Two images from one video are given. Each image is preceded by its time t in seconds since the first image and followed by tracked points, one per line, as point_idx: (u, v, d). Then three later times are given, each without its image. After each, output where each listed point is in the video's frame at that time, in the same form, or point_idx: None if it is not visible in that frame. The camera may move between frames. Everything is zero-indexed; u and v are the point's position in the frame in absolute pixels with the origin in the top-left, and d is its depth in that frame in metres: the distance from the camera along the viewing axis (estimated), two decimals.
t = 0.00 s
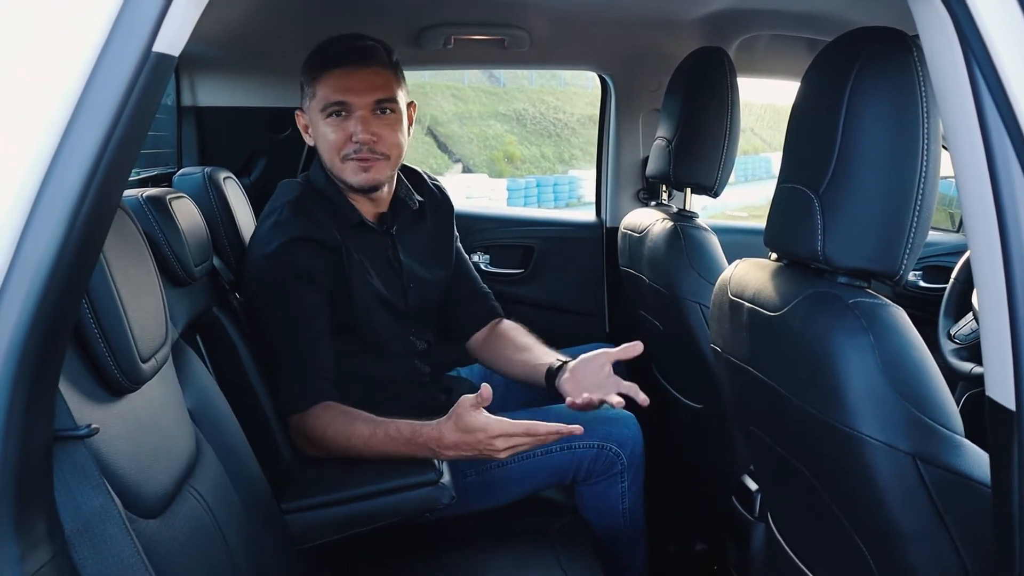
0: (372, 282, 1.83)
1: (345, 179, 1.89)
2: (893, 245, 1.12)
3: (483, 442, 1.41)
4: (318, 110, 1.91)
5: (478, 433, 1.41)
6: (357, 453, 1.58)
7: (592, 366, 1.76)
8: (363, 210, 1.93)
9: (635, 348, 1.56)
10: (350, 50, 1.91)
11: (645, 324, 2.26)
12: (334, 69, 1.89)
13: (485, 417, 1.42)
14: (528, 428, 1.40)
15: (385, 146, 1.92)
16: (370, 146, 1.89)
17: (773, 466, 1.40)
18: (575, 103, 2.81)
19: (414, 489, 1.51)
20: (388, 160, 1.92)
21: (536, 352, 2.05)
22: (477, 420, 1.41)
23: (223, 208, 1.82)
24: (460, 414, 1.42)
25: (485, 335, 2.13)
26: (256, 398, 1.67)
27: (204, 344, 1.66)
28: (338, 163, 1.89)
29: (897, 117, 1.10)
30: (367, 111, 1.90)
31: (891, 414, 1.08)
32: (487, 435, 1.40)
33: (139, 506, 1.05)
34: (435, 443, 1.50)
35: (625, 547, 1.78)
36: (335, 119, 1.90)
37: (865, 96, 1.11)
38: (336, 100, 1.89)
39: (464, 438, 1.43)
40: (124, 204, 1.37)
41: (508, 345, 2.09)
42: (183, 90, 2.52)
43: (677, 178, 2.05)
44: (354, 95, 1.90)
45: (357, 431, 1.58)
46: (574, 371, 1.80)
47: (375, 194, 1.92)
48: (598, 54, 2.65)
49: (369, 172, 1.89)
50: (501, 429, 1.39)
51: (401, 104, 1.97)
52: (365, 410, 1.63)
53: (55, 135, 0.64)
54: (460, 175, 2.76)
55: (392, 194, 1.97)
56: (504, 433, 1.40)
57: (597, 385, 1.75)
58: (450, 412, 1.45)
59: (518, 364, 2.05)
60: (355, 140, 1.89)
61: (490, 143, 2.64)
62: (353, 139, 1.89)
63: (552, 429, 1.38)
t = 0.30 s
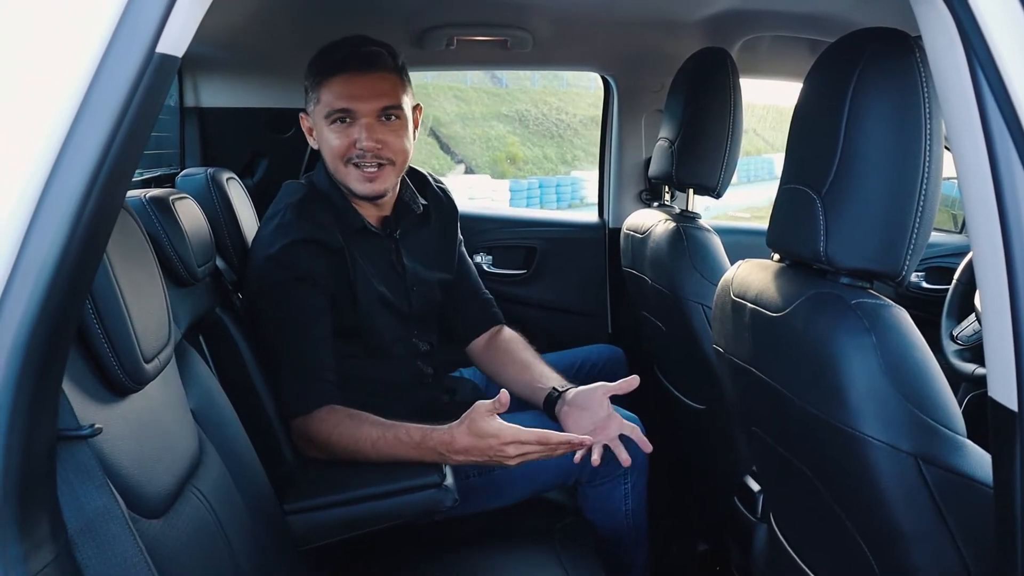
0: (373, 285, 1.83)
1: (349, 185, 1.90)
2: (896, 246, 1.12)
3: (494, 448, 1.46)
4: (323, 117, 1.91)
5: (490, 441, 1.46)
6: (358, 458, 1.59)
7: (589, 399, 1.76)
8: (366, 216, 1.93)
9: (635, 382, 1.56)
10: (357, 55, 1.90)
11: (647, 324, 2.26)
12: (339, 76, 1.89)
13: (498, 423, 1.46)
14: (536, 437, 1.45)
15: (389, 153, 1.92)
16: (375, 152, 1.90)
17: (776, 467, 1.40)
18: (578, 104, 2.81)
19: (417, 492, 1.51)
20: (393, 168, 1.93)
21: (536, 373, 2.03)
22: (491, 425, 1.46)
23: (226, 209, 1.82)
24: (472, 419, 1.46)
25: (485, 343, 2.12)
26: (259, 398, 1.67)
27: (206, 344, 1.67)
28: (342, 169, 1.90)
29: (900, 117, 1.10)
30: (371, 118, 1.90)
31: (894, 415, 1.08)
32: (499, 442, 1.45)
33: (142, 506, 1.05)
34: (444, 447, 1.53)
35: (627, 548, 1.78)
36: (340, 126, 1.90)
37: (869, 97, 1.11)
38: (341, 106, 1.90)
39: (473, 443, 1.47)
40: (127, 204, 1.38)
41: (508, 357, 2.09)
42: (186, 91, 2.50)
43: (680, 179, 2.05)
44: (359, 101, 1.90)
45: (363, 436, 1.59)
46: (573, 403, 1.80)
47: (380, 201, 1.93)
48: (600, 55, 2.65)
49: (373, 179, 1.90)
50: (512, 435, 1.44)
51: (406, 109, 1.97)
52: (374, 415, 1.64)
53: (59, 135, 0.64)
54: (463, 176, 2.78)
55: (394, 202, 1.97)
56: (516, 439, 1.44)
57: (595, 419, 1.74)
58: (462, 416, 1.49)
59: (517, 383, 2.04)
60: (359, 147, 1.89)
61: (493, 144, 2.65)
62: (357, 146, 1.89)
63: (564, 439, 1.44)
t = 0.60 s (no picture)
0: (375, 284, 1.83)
1: (349, 187, 1.90)
2: (897, 246, 1.12)
3: (515, 432, 1.51)
4: (321, 119, 1.91)
5: (514, 421, 1.51)
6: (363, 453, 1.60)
7: (582, 404, 1.77)
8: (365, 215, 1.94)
9: (623, 380, 1.57)
10: (354, 57, 1.91)
11: (649, 325, 2.26)
12: (337, 77, 1.89)
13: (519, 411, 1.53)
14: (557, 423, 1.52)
15: (388, 153, 1.92)
16: (374, 153, 1.91)
17: (778, 467, 1.40)
18: (581, 104, 2.81)
19: (419, 492, 1.51)
20: (392, 167, 1.93)
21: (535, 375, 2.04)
22: (518, 407, 1.52)
23: (228, 208, 1.83)
24: (498, 402, 1.53)
25: (483, 342, 2.12)
26: (261, 399, 1.68)
27: (209, 345, 1.67)
28: (342, 171, 1.90)
29: (901, 117, 1.10)
30: (370, 119, 1.91)
31: (895, 414, 1.08)
32: (524, 421, 1.51)
33: (145, 506, 1.05)
34: (460, 433, 1.56)
35: (629, 548, 1.78)
36: (339, 127, 1.90)
37: (869, 98, 1.11)
38: (339, 108, 1.90)
39: (496, 422, 1.52)
40: (129, 204, 1.38)
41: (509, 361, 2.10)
42: (189, 92, 2.50)
43: (682, 179, 2.05)
44: (358, 103, 1.90)
45: (369, 432, 1.60)
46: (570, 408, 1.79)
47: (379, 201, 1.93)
48: (603, 55, 2.65)
49: (373, 180, 1.90)
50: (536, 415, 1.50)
51: (404, 110, 1.98)
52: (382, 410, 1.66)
53: (61, 136, 0.64)
54: (463, 176, 2.78)
55: (393, 200, 1.99)
56: (539, 421, 1.50)
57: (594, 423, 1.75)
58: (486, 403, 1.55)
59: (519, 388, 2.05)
60: (358, 148, 1.90)
61: (494, 145, 2.65)
62: (356, 147, 1.90)
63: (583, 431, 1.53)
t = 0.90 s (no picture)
0: (379, 279, 1.83)
1: (350, 182, 1.90)
2: (901, 245, 1.12)
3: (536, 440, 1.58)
4: (323, 114, 1.91)
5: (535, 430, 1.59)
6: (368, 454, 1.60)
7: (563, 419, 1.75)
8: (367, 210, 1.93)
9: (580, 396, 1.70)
10: (355, 54, 1.90)
11: (652, 325, 2.25)
12: (340, 73, 1.89)
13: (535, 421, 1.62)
14: (570, 440, 1.61)
15: (390, 149, 1.93)
16: (375, 149, 1.91)
17: (780, 467, 1.40)
18: (582, 103, 2.82)
19: (422, 494, 1.51)
20: (393, 163, 1.93)
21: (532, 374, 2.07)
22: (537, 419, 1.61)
23: (230, 208, 1.83)
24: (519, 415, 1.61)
25: (480, 339, 2.11)
26: (263, 399, 1.68)
27: (211, 344, 1.66)
28: (343, 166, 1.90)
29: (905, 117, 1.09)
30: (372, 115, 1.91)
31: (899, 414, 1.08)
32: (545, 431, 1.59)
33: (147, 506, 1.05)
34: (474, 439, 1.59)
35: (631, 548, 1.77)
36: (340, 122, 1.90)
37: (873, 95, 1.11)
38: (341, 104, 1.90)
39: (517, 429, 1.59)
40: (131, 204, 1.38)
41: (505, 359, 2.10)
42: (191, 92, 2.53)
43: (684, 179, 2.05)
44: (360, 99, 1.90)
45: (375, 433, 1.60)
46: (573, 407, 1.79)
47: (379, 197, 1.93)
48: (605, 55, 2.65)
49: (373, 176, 1.90)
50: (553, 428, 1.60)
51: (405, 107, 1.98)
52: (388, 412, 1.64)
53: (63, 136, 0.64)
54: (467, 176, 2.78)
55: (393, 196, 1.98)
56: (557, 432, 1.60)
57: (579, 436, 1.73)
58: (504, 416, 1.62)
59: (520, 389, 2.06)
60: (360, 143, 1.90)
61: (497, 144, 2.65)
62: (358, 142, 1.90)
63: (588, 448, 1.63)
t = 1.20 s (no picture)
0: (376, 280, 1.83)
1: (347, 173, 1.90)
2: (903, 246, 1.12)
3: (514, 455, 1.49)
4: (317, 106, 1.91)
5: (508, 445, 1.49)
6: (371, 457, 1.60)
7: (606, 399, 1.77)
8: (365, 204, 1.93)
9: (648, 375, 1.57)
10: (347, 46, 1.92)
11: (654, 326, 2.25)
12: (332, 65, 1.90)
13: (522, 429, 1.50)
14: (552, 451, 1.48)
15: (384, 138, 1.93)
16: (370, 137, 1.91)
17: (782, 468, 1.40)
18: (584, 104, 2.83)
19: (424, 501, 1.50)
20: (389, 152, 1.93)
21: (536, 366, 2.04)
22: (515, 431, 1.50)
23: (233, 208, 1.83)
24: (501, 424, 1.50)
25: (483, 337, 2.11)
26: (266, 400, 1.68)
27: (213, 344, 1.66)
28: (339, 157, 1.91)
29: (908, 119, 1.09)
30: (365, 104, 1.91)
31: (902, 415, 1.07)
32: (518, 448, 1.48)
33: (150, 506, 1.05)
34: (467, 453, 1.54)
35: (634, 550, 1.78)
36: (335, 113, 1.91)
37: (877, 96, 1.11)
38: (335, 94, 1.90)
39: (491, 446, 1.50)
40: (136, 206, 1.38)
41: (510, 355, 2.08)
42: (194, 94, 2.55)
43: (687, 180, 2.04)
44: (353, 89, 1.91)
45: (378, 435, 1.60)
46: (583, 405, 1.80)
47: (377, 188, 1.93)
48: (607, 56, 2.65)
49: (370, 165, 1.90)
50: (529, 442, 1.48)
51: (399, 99, 1.99)
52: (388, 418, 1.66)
53: (66, 137, 0.64)
54: (468, 176, 2.79)
55: (393, 190, 1.98)
56: (531, 447, 1.48)
57: (617, 418, 1.75)
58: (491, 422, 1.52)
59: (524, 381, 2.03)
60: (355, 133, 1.90)
61: (499, 145, 2.67)
62: (353, 132, 1.90)
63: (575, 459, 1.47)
